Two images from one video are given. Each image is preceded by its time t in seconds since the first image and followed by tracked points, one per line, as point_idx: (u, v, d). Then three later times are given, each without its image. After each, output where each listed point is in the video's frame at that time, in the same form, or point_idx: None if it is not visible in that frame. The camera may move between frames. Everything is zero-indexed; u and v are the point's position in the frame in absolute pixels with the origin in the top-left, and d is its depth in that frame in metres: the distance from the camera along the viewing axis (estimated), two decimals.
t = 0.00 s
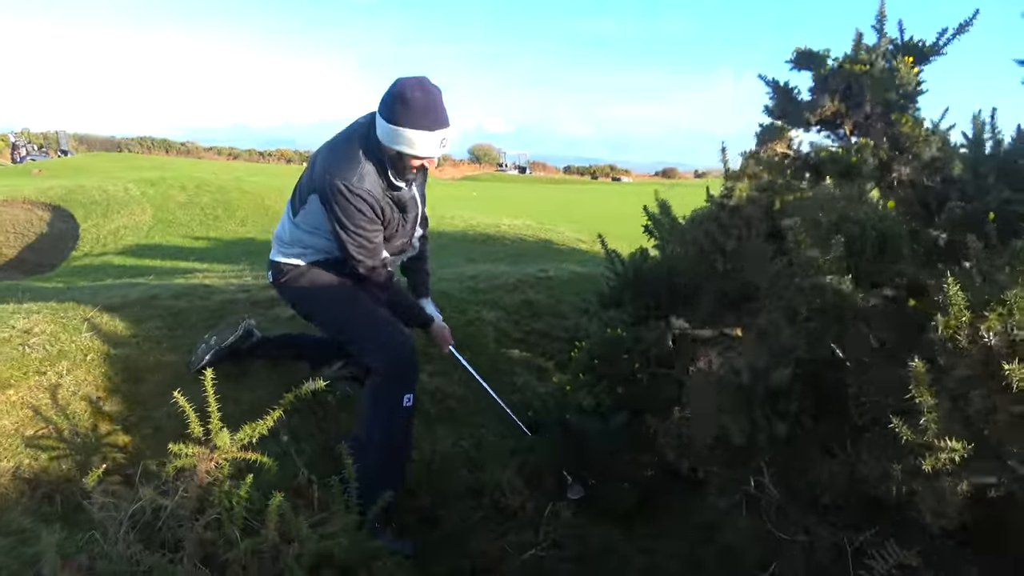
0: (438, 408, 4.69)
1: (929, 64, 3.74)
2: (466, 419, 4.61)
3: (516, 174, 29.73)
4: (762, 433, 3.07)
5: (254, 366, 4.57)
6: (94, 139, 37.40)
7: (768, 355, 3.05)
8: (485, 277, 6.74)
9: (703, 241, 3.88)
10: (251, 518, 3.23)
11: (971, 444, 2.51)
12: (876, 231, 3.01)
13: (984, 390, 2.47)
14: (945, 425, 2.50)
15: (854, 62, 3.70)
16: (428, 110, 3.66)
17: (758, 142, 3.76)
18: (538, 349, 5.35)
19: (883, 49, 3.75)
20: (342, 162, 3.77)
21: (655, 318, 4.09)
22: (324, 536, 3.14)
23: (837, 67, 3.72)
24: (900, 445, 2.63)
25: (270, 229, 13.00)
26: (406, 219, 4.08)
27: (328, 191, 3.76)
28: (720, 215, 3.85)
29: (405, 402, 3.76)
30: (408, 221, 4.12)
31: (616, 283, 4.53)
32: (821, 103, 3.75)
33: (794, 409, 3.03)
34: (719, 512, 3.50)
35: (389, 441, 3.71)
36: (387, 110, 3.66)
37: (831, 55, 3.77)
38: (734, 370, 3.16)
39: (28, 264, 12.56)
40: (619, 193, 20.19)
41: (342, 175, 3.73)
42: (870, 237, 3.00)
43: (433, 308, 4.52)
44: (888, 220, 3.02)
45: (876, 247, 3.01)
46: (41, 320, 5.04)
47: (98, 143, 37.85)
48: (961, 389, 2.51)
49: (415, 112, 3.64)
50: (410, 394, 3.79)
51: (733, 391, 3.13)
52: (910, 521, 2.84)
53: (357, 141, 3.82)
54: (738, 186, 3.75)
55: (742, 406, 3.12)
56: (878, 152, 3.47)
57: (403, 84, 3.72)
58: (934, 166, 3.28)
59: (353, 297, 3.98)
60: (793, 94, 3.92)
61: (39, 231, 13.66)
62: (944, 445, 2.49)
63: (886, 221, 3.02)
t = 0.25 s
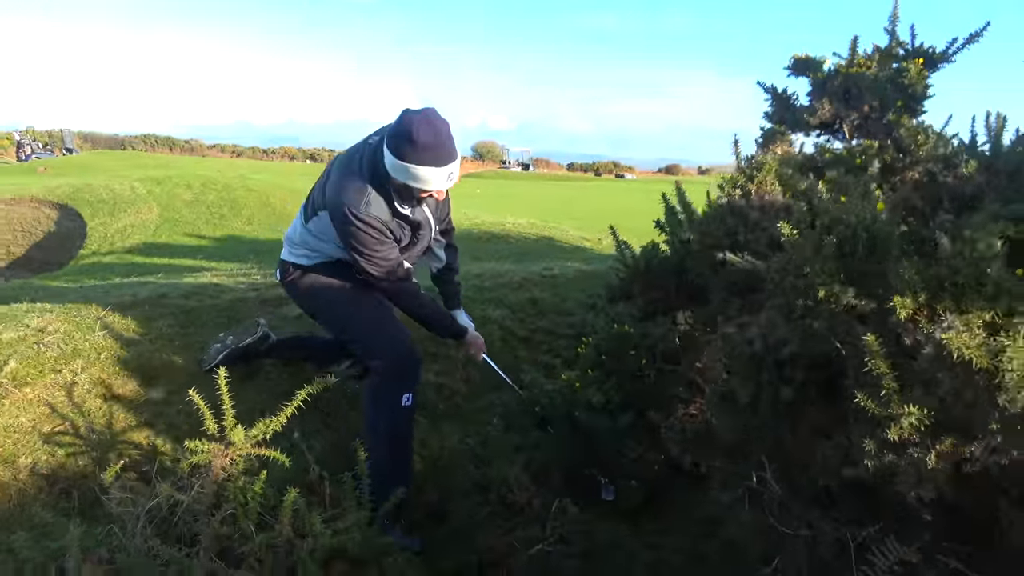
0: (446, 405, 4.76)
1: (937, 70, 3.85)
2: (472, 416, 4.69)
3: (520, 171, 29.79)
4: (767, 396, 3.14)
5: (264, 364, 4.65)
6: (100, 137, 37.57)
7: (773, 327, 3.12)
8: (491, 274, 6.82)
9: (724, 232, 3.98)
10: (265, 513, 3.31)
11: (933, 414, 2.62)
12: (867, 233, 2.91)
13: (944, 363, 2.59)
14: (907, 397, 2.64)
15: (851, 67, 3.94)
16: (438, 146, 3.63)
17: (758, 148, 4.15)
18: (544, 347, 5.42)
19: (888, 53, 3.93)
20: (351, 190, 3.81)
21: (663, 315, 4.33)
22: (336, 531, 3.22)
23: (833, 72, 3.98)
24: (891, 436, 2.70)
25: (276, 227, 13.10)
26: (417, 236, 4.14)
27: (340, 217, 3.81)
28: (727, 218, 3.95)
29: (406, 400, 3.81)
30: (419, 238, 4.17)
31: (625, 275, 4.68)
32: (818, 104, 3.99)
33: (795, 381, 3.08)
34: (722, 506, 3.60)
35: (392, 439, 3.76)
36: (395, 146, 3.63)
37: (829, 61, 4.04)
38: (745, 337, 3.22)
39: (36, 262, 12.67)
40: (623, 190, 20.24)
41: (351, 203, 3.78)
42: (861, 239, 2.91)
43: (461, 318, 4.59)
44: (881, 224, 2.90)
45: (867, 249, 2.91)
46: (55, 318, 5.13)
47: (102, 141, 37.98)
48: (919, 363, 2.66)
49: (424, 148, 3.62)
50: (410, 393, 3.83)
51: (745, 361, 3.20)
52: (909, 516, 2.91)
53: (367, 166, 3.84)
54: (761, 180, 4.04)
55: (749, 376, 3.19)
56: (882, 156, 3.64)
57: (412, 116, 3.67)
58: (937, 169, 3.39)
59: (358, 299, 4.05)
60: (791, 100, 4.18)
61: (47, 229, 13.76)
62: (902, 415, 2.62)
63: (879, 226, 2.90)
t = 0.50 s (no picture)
0: (462, 402, 4.80)
1: (946, 67, 3.87)
2: (489, 413, 4.73)
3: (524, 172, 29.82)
4: (759, 397, 3.28)
5: (283, 364, 4.70)
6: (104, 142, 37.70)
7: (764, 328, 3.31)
8: (502, 274, 6.86)
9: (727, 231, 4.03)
10: (292, 509, 3.37)
11: (916, 411, 2.76)
12: (858, 238, 3.07)
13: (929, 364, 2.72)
14: (892, 395, 2.79)
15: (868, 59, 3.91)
16: (474, 161, 3.68)
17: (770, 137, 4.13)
18: (557, 344, 5.46)
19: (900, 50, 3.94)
20: (381, 192, 3.85)
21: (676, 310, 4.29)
22: (362, 525, 3.27)
23: (851, 65, 3.95)
24: (903, 431, 2.78)
25: (283, 230, 13.15)
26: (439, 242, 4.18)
27: (370, 219, 3.84)
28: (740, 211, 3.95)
29: (424, 392, 3.87)
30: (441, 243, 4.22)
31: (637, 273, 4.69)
32: (834, 96, 3.94)
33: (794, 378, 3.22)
34: (739, 496, 3.59)
35: (414, 429, 3.81)
36: (433, 160, 3.67)
37: (845, 53, 4.01)
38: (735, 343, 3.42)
39: (46, 268, 12.73)
40: (628, 189, 20.27)
41: (380, 206, 3.81)
42: (852, 244, 3.08)
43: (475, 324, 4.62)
44: (872, 227, 3.02)
45: (860, 253, 3.08)
46: (75, 322, 5.19)
47: (107, 147, 38.09)
48: (901, 364, 2.82)
49: (461, 163, 3.66)
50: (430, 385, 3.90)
51: (737, 368, 3.37)
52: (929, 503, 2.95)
53: (398, 170, 3.88)
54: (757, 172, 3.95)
55: (744, 380, 3.35)
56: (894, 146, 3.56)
57: (450, 129, 3.71)
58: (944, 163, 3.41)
59: (377, 296, 4.11)
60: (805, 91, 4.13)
61: (56, 235, 13.84)
62: (886, 411, 2.76)
63: (869, 229, 3.03)
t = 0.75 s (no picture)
0: (442, 408, 4.80)
1: (904, 70, 4.09)
2: (469, 418, 4.74)
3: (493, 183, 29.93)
4: (739, 406, 3.37)
5: (261, 372, 4.68)
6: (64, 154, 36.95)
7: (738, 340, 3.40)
8: (478, 282, 6.90)
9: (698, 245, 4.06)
10: (276, 514, 3.37)
11: (884, 414, 2.79)
12: (831, 249, 3.09)
13: (893, 365, 2.76)
14: (861, 399, 2.85)
15: (830, 70, 4.09)
16: (467, 158, 3.77)
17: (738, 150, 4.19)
18: (535, 350, 5.50)
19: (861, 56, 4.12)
20: (370, 190, 3.87)
21: (650, 317, 4.34)
22: (348, 529, 3.25)
23: (814, 76, 4.14)
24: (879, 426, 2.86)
25: (253, 241, 13.03)
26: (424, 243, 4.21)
27: (358, 216, 3.85)
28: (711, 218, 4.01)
29: (406, 395, 3.88)
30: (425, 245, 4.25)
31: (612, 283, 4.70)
32: (801, 105, 4.14)
33: (770, 382, 3.32)
34: (718, 496, 3.65)
35: (396, 430, 3.83)
36: (426, 155, 3.75)
37: (807, 63, 4.19)
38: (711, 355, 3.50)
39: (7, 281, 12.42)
40: (597, 200, 20.47)
41: (370, 202, 3.83)
42: (824, 254, 3.10)
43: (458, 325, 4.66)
44: (842, 237, 3.07)
45: (834, 263, 3.10)
46: (45, 332, 5.09)
47: (67, 159, 37.34)
48: (867, 369, 2.87)
49: (454, 160, 3.75)
50: (410, 387, 3.91)
51: (716, 377, 3.46)
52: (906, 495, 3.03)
53: (387, 169, 3.92)
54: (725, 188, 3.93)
55: (722, 389, 3.43)
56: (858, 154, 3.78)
57: (443, 129, 3.80)
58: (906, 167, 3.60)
59: (359, 300, 4.13)
60: (772, 102, 4.31)
61: (17, 248, 13.51)
62: (854, 414, 2.81)
63: (840, 239, 3.08)
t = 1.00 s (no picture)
0: (441, 408, 4.82)
1: (906, 75, 4.08)
2: (468, 418, 4.75)
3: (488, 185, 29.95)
4: (745, 413, 3.33)
5: (261, 371, 4.68)
6: (57, 153, 36.78)
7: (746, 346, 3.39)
8: (476, 282, 6.91)
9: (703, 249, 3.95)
10: (277, 512, 3.39)
11: (914, 417, 2.82)
12: (844, 245, 3.23)
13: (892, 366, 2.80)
14: (891, 403, 2.86)
15: (826, 76, 4.05)
16: (488, 179, 3.82)
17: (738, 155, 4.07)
18: (533, 351, 5.52)
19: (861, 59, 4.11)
20: (384, 194, 3.89)
21: (648, 318, 4.34)
22: (350, 527, 3.27)
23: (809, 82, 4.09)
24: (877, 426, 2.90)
25: (248, 241, 13.00)
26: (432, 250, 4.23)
27: (372, 218, 3.86)
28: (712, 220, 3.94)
29: (410, 394, 3.91)
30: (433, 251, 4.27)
31: (612, 278, 4.68)
32: (797, 113, 4.09)
33: (775, 390, 3.31)
34: (718, 497, 3.63)
35: (400, 428, 3.85)
36: (448, 174, 3.78)
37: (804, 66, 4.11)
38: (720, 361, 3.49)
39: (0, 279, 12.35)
40: (592, 202, 20.52)
41: (384, 206, 3.85)
42: (839, 251, 3.22)
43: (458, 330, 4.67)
44: (856, 235, 3.23)
45: (847, 260, 3.23)
46: (43, 329, 5.07)
47: (60, 157, 37.16)
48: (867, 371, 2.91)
49: (476, 180, 3.79)
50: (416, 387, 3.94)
51: (722, 384, 3.43)
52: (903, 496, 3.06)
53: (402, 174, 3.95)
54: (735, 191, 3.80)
55: (728, 396, 3.41)
56: (856, 160, 3.77)
57: (466, 148, 3.85)
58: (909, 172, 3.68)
59: (361, 300, 4.16)
60: (767, 107, 4.25)
61: (10, 245, 13.44)
62: (891, 420, 2.82)
63: (853, 237, 3.22)
